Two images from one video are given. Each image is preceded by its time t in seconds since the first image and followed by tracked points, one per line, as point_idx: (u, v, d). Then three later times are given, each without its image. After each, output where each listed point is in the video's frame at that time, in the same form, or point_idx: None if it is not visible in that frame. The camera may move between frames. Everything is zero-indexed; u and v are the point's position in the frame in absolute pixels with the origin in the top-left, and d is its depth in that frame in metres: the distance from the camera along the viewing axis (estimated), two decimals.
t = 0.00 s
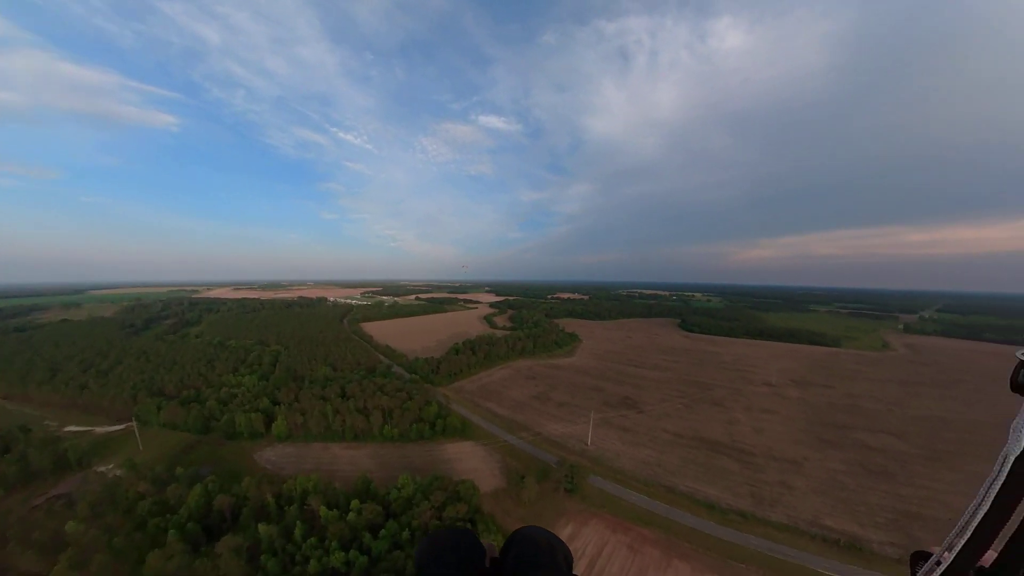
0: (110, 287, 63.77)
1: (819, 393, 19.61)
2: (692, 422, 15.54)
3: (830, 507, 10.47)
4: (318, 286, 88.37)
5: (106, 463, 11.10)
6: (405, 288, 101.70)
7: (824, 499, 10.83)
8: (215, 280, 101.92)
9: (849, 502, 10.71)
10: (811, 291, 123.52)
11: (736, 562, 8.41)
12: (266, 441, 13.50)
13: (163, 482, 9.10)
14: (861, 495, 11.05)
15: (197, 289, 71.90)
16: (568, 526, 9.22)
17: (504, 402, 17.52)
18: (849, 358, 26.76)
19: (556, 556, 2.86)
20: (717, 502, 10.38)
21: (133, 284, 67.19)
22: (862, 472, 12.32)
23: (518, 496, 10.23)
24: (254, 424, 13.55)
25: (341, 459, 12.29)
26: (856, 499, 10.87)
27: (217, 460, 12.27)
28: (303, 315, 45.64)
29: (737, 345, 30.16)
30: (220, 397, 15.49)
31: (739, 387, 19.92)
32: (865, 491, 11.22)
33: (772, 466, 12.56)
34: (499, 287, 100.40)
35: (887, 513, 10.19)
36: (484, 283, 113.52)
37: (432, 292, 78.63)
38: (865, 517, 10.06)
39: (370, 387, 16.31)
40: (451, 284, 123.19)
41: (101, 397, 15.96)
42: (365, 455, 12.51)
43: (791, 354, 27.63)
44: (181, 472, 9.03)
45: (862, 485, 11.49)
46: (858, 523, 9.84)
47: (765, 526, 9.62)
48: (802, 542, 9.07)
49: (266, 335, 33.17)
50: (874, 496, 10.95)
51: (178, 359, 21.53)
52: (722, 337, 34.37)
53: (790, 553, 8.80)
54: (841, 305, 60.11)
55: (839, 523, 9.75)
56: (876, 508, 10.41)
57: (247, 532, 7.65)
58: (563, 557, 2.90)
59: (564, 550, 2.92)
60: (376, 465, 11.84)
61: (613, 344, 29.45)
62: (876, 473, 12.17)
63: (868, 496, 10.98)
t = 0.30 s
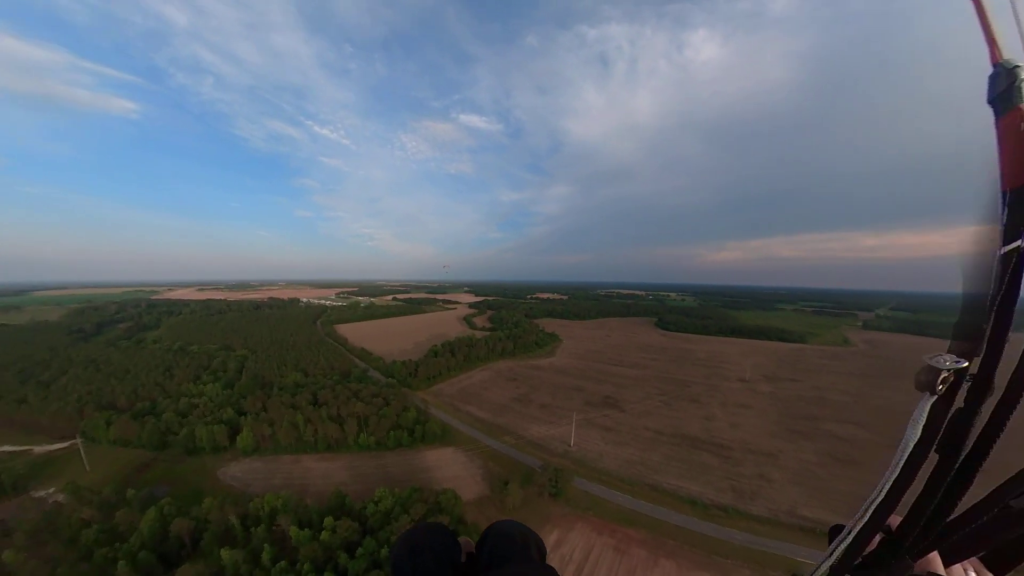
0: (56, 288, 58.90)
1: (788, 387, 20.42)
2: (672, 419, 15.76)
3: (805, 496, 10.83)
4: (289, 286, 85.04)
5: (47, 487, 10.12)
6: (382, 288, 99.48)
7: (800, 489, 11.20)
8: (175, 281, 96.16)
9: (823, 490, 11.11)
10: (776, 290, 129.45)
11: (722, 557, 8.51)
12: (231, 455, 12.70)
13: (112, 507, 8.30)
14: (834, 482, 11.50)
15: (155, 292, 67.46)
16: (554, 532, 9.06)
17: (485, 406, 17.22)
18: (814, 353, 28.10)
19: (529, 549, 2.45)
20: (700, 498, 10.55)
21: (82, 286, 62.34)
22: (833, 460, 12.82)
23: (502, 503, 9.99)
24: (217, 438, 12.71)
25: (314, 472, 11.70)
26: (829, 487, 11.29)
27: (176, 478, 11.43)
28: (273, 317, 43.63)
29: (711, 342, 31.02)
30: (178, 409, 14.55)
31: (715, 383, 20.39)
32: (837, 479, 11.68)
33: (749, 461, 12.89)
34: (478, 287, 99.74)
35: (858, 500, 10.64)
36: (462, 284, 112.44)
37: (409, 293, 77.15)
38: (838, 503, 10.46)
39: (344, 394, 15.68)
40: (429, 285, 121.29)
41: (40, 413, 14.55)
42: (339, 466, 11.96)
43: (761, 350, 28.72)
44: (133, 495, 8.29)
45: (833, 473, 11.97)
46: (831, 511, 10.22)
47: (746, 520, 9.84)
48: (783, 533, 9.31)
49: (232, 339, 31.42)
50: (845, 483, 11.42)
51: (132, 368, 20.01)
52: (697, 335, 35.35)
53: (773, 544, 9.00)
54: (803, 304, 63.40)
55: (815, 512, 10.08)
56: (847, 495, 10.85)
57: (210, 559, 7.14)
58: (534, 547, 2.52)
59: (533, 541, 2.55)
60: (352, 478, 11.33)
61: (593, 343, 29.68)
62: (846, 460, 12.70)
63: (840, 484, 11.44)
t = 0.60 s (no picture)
0: (1, 289, 54.73)
1: (766, 383, 20.91)
2: (657, 418, 15.83)
3: (788, 490, 11.03)
4: (261, 287, 81.67)
5: None
6: (360, 288, 96.92)
7: (783, 484, 11.41)
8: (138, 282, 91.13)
9: (805, 484, 11.35)
10: (751, 289, 133.72)
11: (712, 556, 8.49)
12: (196, 471, 12.03)
13: (60, 533, 7.54)
14: (814, 475, 11.77)
15: (115, 292, 63.61)
16: (543, 539, 8.80)
17: (469, 409, 16.85)
18: (788, 350, 28.98)
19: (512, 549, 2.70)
20: (687, 497, 10.59)
21: (32, 287, 58.14)
22: (812, 454, 13.12)
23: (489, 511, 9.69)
24: (181, 452, 12.18)
25: (288, 485, 11.14)
26: (810, 480, 11.55)
27: (136, 497, 10.75)
28: (244, 319, 41.70)
29: (691, 341, 31.50)
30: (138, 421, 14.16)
31: (697, 382, 20.62)
32: (817, 472, 11.97)
33: (733, 457, 13.06)
34: (461, 287, 98.78)
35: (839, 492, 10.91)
36: (444, 284, 111.12)
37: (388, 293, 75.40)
38: (820, 496, 10.69)
39: (320, 401, 15.08)
40: (410, 285, 119.33)
41: None
42: (315, 478, 11.41)
43: (739, 348, 29.39)
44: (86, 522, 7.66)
45: (813, 466, 12.27)
46: (814, 504, 10.44)
47: (733, 516, 9.90)
48: (769, 527, 9.41)
49: (198, 343, 29.76)
50: (825, 476, 11.71)
51: (85, 377, 18.65)
52: (677, 334, 35.90)
53: (760, 539, 9.06)
54: (775, 304, 65.60)
55: (799, 506, 10.26)
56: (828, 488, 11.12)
57: None
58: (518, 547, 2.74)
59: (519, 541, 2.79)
60: (329, 490, 10.82)
61: (576, 344, 29.65)
62: (824, 453, 13.05)
63: (820, 477, 11.71)
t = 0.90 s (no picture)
0: None
1: (752, 382, 21.10)
2: (647, 418, 15.73)
3: (779, 489, 11.05)
4: (243, 287, 79.46)
5: None
6: (346, 288, 95.22)
7: (774, 482, 11.42)
8: (115, 283, 88.17)
9: (795, 482, 11.38)
10: (735, 288, 136.28)
11: (707, 557, 8.40)
12: (169, 485, 11.84)
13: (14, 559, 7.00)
14: (802, 473, 11.82)
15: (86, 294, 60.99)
16: (537, 546, 8.59)
17: (457, 413, 16.50)
18: (773, 348, 29.39)
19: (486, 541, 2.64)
20: (680, 497, 10.48)
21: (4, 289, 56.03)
22: (798, 453, 13.21)
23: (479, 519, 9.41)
24: (151, 466, 11.87)
25: (266, 500, 10.95)
26: (800, 478, 11.59)
27: (104, 516, 10.52)
28: (225, 322, 40.54)
29: (680, 340, 31.70)
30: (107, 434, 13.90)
31: (686, 381, 20.65)
32: (806, 470, 12.03)
33: (723, 456, 13.04)
34: (450, 288, 98.08)
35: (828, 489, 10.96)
36: (433, 285, 110.29)
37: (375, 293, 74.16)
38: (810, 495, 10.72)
39: (303, 408, 14.62)
40: (398, 286, 117.64)
41: None
42: (297, 491, 11.17)
43: (725, 347, 29.70)
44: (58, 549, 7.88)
45: (802, 464, 12.34)
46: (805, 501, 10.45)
47: (725, 516, 9.85)
48: (762, 527, 9.38)
49: (174, 348, 28.67)
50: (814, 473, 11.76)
51: (52, 391, 18.12)
52: (664, 333, 36.11)
53: (754, 539, 9.01)
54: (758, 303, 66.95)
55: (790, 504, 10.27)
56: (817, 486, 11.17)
57: None
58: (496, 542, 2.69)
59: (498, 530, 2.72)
60: (309, 503, 10.60)
61: (565, 344, 29.52)
62: (812, 451, 13.14)
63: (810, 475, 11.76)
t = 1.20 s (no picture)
0: None
1: (748, 381, 21.02)
2: (645, 419, 15.54)
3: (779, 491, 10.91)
4: (232, 288, 78.15)
5: None
6: (338, 289, 94.22)
7: (774, 484, 11.28)
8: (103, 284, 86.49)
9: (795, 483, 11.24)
10: (727, 288, 137.64)
11: (710, 564, 8.20)
12: (151, 496, 11.44)
13: None
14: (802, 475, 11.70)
15: (70, 294, 59.53)
16: (537, 555, 8.31)
17: (451, 417, 16.18)
18: (767, 347, 29.45)
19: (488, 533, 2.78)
20: (681, 500, 10.28)
21: None
22: (797, 454, 13.08)
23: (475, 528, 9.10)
24: (132, 476, 11.41)
25: (253, 510, 10.62)
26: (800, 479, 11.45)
27: (82, 530, 10.06)
28: (213, 323, 39.64)
29: (675, 340, 31.64)
30: (87, 442, 13.44)
31: (683, 381, 20.46)
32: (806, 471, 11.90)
33: (722, 457, 12.89)
34: (444, 288, 97.56)
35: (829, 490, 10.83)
36: (428, 286, 109.63)
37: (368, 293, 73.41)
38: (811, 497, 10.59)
39: (292, 413, 14.27)
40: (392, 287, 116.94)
41: None
42: (286, 501, 10.84)
43: (720, 347, 29.69)
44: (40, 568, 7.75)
45: (801, 465, 12.23)
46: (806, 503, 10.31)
47: (726, 519, 9.69)
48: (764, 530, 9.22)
49: (160, 351, 27.91)
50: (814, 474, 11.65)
51: (30, 397, 17.42)
52: (659, 333, 36.07)
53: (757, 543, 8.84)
54: (750, 303, 67.50)
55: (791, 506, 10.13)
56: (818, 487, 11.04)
57: None
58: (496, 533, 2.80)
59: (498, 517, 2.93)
60: (298, 513, 10.30)
61: (560, 345, 29.29)
62: (811, 452, 13.01)
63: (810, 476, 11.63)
